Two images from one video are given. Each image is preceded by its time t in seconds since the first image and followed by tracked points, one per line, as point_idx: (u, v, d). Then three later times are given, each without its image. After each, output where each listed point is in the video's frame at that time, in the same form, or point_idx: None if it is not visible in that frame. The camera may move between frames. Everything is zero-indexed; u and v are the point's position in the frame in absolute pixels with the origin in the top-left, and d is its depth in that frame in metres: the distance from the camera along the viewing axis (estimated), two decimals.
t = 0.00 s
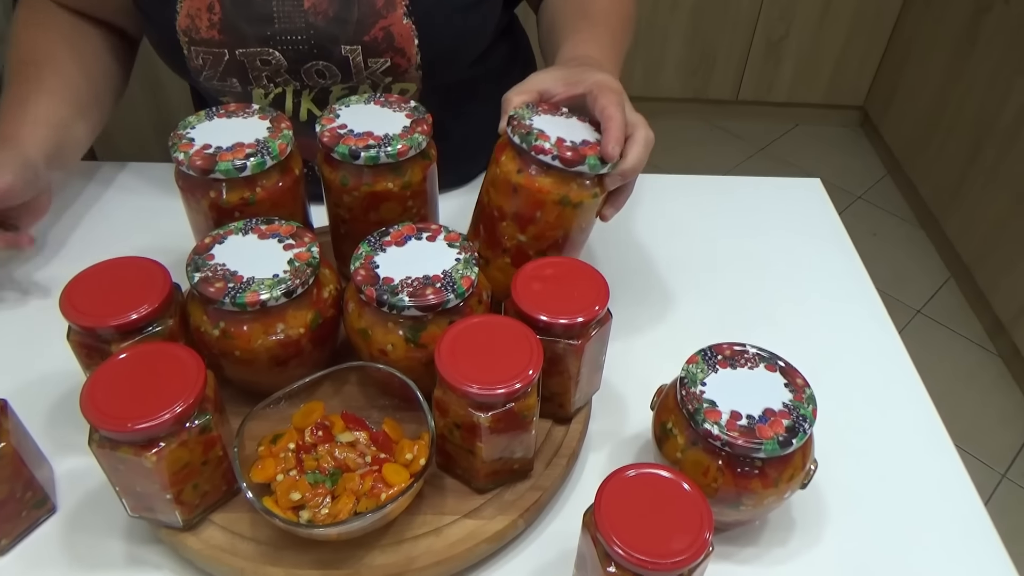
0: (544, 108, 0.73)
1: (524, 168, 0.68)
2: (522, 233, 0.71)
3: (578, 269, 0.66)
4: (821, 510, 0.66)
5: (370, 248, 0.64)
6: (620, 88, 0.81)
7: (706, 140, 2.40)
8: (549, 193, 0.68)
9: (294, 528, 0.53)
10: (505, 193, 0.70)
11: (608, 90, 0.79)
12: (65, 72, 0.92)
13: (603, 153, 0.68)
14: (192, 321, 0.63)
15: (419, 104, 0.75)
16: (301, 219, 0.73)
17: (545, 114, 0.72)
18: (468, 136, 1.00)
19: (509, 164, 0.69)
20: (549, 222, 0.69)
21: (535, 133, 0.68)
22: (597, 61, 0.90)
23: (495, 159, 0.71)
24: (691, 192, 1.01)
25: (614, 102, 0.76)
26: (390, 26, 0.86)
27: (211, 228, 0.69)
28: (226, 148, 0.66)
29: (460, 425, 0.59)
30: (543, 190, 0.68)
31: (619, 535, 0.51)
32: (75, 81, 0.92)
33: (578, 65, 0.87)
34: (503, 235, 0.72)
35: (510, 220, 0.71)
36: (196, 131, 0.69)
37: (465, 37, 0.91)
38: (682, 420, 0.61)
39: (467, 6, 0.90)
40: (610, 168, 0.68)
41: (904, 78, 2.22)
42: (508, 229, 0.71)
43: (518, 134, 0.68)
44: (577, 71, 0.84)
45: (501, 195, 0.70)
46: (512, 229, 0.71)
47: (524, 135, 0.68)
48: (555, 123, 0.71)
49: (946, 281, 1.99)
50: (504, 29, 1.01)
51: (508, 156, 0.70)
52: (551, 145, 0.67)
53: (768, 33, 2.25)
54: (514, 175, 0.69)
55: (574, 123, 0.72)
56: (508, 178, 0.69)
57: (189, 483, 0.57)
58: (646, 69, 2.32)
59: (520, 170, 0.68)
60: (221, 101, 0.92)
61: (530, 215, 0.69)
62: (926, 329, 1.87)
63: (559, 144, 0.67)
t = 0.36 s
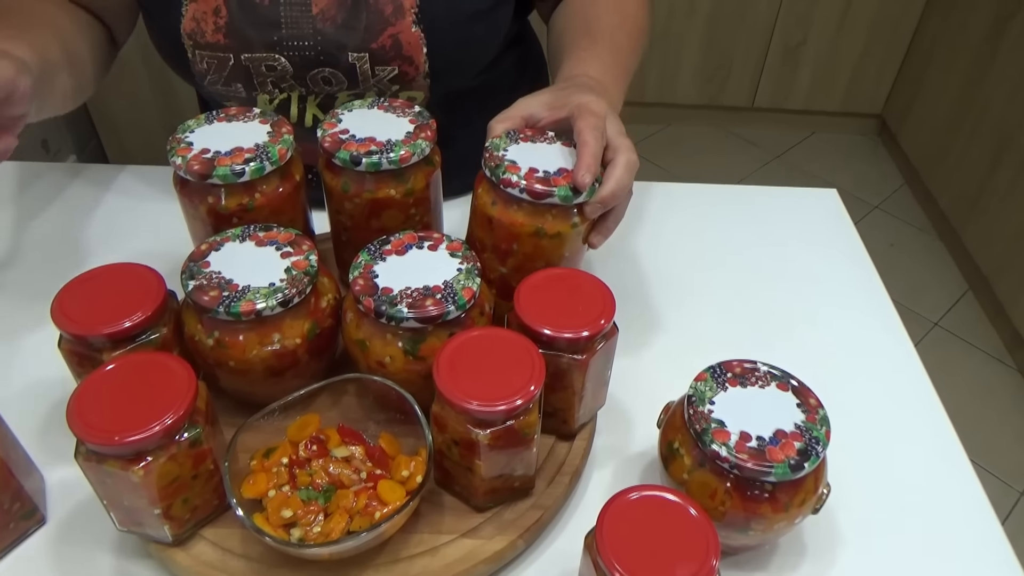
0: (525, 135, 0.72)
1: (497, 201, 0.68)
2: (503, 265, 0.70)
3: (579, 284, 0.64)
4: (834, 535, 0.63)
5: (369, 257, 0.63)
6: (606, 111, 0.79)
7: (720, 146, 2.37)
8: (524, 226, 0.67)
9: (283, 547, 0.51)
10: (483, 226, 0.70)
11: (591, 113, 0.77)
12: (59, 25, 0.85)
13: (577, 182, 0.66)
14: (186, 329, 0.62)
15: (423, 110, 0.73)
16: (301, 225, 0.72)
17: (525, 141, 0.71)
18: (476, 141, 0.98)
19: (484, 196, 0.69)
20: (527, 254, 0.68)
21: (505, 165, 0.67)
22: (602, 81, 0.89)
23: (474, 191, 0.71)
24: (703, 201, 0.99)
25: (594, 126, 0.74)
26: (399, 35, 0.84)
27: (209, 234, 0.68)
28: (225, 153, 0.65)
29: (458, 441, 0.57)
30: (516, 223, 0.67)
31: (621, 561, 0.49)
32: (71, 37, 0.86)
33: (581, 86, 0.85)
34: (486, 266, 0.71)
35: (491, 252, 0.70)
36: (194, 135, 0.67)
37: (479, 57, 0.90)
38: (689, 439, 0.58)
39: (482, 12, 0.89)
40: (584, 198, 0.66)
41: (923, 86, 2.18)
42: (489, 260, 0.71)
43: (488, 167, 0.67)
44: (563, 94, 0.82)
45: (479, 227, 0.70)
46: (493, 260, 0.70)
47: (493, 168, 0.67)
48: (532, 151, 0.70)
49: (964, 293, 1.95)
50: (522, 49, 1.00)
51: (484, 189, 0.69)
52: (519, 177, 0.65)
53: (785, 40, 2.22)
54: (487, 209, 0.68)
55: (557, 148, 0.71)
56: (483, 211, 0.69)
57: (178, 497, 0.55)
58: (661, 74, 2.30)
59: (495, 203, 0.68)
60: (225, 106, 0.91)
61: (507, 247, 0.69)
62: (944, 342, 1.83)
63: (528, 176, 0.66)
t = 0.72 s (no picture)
0: (523, 147, 0.71)
1: (497, 220, 0.65)
2: (509, 284, 0.68)
3: (586, 295, 0.62)
4: (851, 558, 0.61)
5: (373, 263, 0.61)
6: (603, 117, 0.78)
7: (736, 150, 2.34)
8: (527, 245, 0.65)
9: (277, 562, 0.50)
10: (485, 246, 0.68)
11: (588, 121, 0.76)
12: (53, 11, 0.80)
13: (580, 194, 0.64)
14: (185, 334, 0.60)
15: (431, 112, 0.72)
16: (306, 228, 0.70)
17: (522, 154, 0.69)
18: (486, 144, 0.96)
19: (484, 216, 0.67)
20: (532, 272, 0.66)
21: (502, 184, 0.64)
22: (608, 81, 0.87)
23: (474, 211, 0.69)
24: (717, 208, 0.97)
25: (593, 134, 0.72)
26: (419, 37, 0.83)
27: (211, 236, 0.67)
28: (227, 154, 0.63)
29: (462, 456, 0.55)
30: (518, 242, 0.65)
31: None
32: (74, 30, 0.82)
33: (586, 87, 0.83)
34: (491, 285, 0.69)
35: (495, 272, 0.68)
36: (197, 135, 0.66)
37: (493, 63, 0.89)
38: (701, 457, 0.56)
39: (500, 16, 0.88)
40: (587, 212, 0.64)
41: (943, 92, 2.15)
42: (494, 279, 0.69)
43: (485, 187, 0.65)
44: (559, 99, 0.81)
45: (482, 247, 0.68)
46: (498, 279, 0.68)
47: (490, 187, 0.65)
48: (529, 166, 0.68)
49: (984, 302, 1.91)
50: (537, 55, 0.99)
51: (483, 208, 0.67)
52: (518, 196, 0.63)
53: (803, 43, 2.19)
54: (488, 229, 0.66)
55: (555, 159, 0.69)
56: (484, 231, 0.67)
57: (173, 508, 0.54)
58: (677, 77, 2.27)
59: (495, 222, 0.66)
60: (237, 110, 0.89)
61: (511, 266, 0.67)
62: (962, 352, 1.79)
63: (527, 194, 0.64)
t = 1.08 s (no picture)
0: (527, 146, 0.69)
1: (506, 224, 0.65)
2: (523, 286, 0.67)
3: (599, 294, 0.61)
4: (868, 566, 0.60)
5: (385, 261, 0.61)
6: (622, 110, 0.76)
7: (754, 147, 2.32)
8: (537, 247, 0.64)
9: (284, 564, 0.49)
10: (496, 250, 0.67)
11: (605, 116, 0.75)
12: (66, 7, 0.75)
13: (591, 193, 0.63)
14: (197, 329, 0.60)
15: (447, 107, 0.71)
16: (319, 223, 0.69)
17: (526, 154, 0.68)
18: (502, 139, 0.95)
19: (493, 220, 0.66)
20: (546, 273, 0.65)
21: (508, 187, 0.63)
22: (628, 76, 0.85)
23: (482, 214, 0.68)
24: (736, 207, 0.96)
25: (609, 129, 0.72)
26: (453, 38, 0.83)
27: (224, 230, 0.66)
28: (242, 147, 0.63)
29: (477, 459, 0.54)
30: (528, 245, 0.64)
31: None
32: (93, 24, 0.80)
33: (605, 82, 0.82)
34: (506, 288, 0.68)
35: (509, 275, 0.67)
36: (211, 128, 0.66)
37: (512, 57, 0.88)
38: (717, 461, 0.55)
39: (531, 18, 0.87)
40: (597, 209, 0.63)
41: (966, 91, 2.11)
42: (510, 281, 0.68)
43: (490, 192, 0.64)
44: (576, 94, 0.79)
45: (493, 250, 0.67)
46: (512, 282, 0.68)
47: (496, 191, 0.63)
48: (535, 165, 0.66)
49: (1004, 305, 1.88)
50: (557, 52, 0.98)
51: (491, 212, 0.66)
52: (525, 199, 0.62)
53: (825, 40, 2.15)
54: (498, 233, 0.65)
55: (560, 157, 0.68)
56: (494, 235, 0.66)
57: (184, 504, 0.53)
58: (695, 73, 2.25)
59: (504, 226, 0.65)
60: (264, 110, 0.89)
61: (524, 268, 0.66)
62: (981, 355, 1.76)
63: (535, 197, 0.62)
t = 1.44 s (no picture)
0: (531, 139, 0.69)
1: (523, 217, 0.64)
2: (541, 278, 0.67)
3: (609, 287, 0.61)
4: (875, 563, 0.60)
5: (395, 254, 0.61)
6: (623, 98, 0.77)
7: (767, 144, 2.31)
8: (554, 238, 0.64)
9: (292, 553, 0.49)
10: (510, 244, 0.66)
11: (609, 104, 0.75)
12: None
13: (604, 179, 0.64)
14: (207, 320, 0.60)
15: (459, 100, 0.71)
16: (330, 215, 0.70)
17: (533, 146, 0.68)
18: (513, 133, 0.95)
19: (507, 215, 0.65)
20: (565, 263, 0.65)
21: (522, 180, 0.63)
22: (625, 68, 0.85)
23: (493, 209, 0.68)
24: (748, 203, 0.95)
25: (617, 116, 0.72)
26: (469, 42, 0.83)
27: (236, 221, 0.67)
28: (254, 139, 0.63)
29: (484, 452, 0.54)
30: (546, 236, 0.64)
31: None
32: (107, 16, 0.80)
33: (602, 74, 0.82)
34: (522, 281, 0.68)
35: (526, 267, 0.67)
36: (223, 120, 0.66)
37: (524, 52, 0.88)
38: (724, 457, 0.55)
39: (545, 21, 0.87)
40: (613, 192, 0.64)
41: (982, 88, 2.09)
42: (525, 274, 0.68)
43: (504, 186, 0.63)
44: (576, 87, 0.79)
45: (508, 245, 0.67)
46: (530, 274, 0.67)
47: (511, 186, 0.63)
48: (546, 157, 0.66)
49: (1018, 305, 1.86)
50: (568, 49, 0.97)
51: (503, 206, 0.66)
52: (542, 191, 0.62)
53: (839, 35, 2.14)
54: (514, 227, 0.65)
55: (567, 146, 0.68)
56: (510, 229, 0.65)
57: (193, 492, 0.54)
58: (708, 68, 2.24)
59: (519, 220, 0.65)
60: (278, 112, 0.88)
61: (541, 260, 0.65)
62: (993, 355, 1.75)
63: (551, 188, 0.62)
